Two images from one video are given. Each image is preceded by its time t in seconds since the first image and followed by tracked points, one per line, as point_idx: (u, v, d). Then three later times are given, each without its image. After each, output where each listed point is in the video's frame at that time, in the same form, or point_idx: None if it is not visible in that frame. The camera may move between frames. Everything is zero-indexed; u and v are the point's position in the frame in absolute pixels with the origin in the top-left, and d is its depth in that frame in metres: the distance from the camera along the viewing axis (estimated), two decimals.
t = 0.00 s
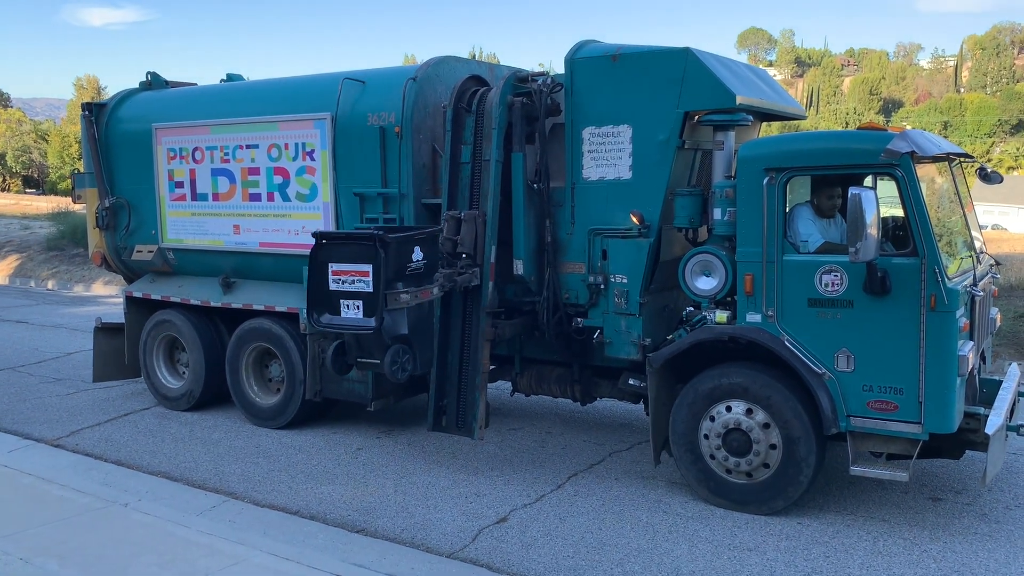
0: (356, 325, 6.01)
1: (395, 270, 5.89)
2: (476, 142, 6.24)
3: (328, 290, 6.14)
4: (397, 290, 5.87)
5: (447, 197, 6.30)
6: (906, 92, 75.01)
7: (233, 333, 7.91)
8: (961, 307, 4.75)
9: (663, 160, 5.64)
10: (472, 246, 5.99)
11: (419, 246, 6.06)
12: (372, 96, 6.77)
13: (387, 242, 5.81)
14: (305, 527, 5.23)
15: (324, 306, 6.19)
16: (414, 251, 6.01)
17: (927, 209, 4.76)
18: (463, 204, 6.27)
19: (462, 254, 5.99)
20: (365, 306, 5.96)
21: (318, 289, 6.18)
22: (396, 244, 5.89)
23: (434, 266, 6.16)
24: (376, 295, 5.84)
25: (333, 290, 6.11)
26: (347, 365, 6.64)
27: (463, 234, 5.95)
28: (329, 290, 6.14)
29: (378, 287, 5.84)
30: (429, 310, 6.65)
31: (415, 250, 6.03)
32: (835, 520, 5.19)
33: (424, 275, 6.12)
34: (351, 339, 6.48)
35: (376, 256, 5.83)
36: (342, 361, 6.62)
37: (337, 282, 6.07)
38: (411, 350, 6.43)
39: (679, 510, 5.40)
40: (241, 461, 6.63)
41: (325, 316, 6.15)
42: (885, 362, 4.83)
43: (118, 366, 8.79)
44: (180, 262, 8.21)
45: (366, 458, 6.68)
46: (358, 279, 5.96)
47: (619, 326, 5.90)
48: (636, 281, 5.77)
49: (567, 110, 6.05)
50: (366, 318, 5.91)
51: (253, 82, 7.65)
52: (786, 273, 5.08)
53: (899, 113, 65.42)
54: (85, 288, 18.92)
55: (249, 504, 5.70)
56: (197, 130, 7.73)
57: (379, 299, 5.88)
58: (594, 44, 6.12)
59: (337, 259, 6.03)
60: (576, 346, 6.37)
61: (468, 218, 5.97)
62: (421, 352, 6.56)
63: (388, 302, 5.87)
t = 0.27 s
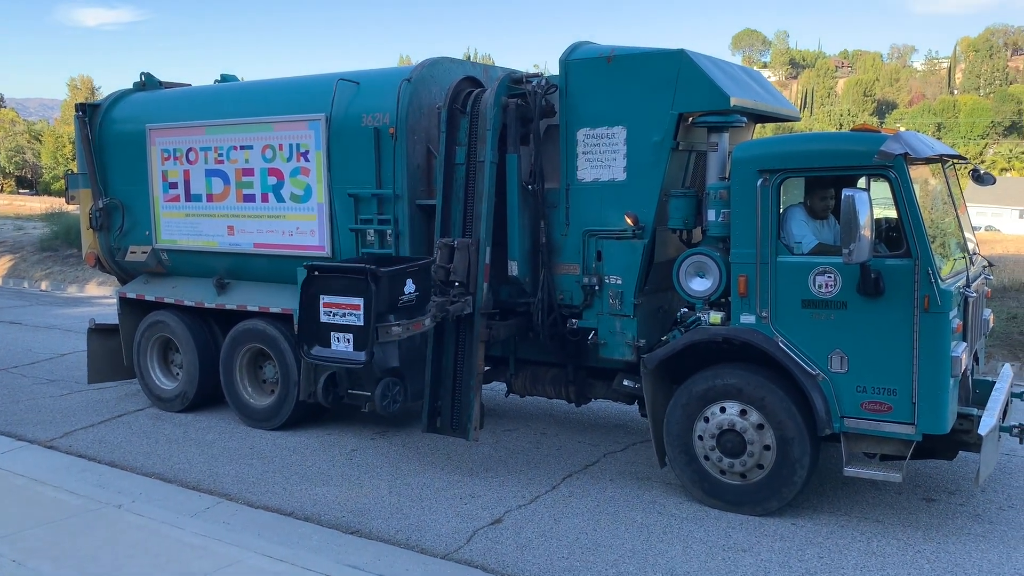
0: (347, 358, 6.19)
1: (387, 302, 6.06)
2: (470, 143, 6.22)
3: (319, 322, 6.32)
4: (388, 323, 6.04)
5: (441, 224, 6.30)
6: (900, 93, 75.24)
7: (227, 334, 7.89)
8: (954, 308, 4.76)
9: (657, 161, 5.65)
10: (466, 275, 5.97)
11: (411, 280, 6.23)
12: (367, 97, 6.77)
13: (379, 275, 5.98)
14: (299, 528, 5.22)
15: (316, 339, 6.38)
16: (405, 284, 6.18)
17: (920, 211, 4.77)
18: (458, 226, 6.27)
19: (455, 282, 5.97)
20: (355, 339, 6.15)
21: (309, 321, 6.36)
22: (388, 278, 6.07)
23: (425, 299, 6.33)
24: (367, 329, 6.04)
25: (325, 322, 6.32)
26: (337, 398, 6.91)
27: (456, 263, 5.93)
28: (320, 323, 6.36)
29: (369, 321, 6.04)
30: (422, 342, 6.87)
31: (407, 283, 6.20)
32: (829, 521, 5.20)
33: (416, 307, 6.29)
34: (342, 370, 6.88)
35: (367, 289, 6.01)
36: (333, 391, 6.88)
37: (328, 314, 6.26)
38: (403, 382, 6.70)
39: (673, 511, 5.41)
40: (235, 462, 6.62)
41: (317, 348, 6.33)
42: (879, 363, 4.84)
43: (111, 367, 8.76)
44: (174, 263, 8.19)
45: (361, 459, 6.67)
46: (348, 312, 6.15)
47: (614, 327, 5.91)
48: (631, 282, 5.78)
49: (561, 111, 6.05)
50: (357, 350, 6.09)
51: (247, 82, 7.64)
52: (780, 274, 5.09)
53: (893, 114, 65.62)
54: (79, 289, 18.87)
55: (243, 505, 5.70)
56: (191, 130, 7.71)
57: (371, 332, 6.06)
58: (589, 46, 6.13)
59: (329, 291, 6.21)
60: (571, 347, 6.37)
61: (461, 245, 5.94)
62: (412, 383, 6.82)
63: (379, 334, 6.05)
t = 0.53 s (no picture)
0: (333, 394, 5.72)
1: (376, 338, 5.71)
2: (464, 145, 6.23)
3: (305, 355, 5.89)
4: (378, 356, 5.67)
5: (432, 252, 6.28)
6: (891, 96, 75.55)
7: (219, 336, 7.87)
8: (946, 309, 4.79)
9: (650, 163, 5.65)
10: (456, 303, 6.00)
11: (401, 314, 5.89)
12: (360, 98, 6.76)
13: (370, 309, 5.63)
14: (291, 531, 5.21)
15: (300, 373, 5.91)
16: (396, 316, 5.82)
17: (912, 213, 4.79)
18: (447, 243, 6.24)
19: (445, 310, 6.00)
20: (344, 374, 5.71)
21: (295, 353, 5.93)
22: (378, 312, 5.69)
23: (415, 331, 5.98)
24: (356, 362, 5.62)
25: (311, 356, 5.87)
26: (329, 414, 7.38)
27: (447, 290, 5.98)
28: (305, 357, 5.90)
29: (358, 355, 5.63)
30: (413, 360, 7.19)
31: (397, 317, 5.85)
32: (822, 522, 5.22)
33: (405, 340, 5.93)
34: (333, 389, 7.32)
35: (355, 323, 5.63)
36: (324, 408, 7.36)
37: (314, 347, 5.83)
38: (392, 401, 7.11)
39: (666, 513, 5.41)
40: (227, 464, 6.60)
41: (302, 382, 5.88)
42: (872, 364, 4.85)
43: (103, 369, 8.73)
44: (166, 264, 8.16)
45: (353, 460, 6.66)
46: (336, 345, 5.74)
47: (607, 329, 5.91)
48: (623, 283, 5.78)
49: (554, 113, 6.06)
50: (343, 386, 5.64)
51: (240, 83, 7.62)
52: (772, 276, 5.10)
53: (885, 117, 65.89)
54: (70, 290, 18.77)
55: (235, 507, 5.68)
56: (183, 131, 7.69)
57: (359, 366, 5.64)
58: (582, 48, 6.14)
59: (317, 324, 5.81)
60: (564, 349, 6.37)
61: (451, 274, 5.98)
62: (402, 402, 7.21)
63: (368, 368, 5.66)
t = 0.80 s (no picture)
0: (327, 428, 5.07)
1: (367, 372, 5.06)
2: (456, 146, 6.19)
3: (295, 388, 5.21)
4: (368, 390, 5.05)
5: (424, 271, 6.26)
6: (884, 98, 75.85)
7: (211, 337, 7.85)
8: (938, 311, 4.80)
9: (642, 165, 5.66)
10: (447, 333, 5.94)
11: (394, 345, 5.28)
12: (353, 99, 6.74)
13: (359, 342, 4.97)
14: (284, 533, 5.19)
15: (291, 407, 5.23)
16: (387, 348, 5.20)
17: (904, 215, 4.80)
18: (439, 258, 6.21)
19: (437, 340, 5.94)
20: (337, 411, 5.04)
21: (283, 386, 5.24)
22: (369, 345, 5.06)
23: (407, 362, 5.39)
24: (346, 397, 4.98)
25: (302, 387, 5.19)
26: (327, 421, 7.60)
27: (438, 320, 5.92)
28: (295, 390, 5.21)
29: (348, 390, 4.98)
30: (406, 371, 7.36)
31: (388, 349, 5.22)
32: (814, 523, 5.22)
33: (399, 371, 5.34)
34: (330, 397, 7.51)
35: (346, 356, 4.99)
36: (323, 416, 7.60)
37: (307, 380, 5.16)
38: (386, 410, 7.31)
39: (659, 515, 5.41)
40: (219, 466, 6.57)
41: (291, 418, 5.21)
42: (864, 365, 4.86)
43: (94, 371, 8.69)
44: (158, 266, 8.13)
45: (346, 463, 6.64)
46: (327, 378, 5.08)
47: (600, 330, 5.91)
48: (616, 285, 5.78)
49: (547, 113, 6.06)
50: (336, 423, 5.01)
51: (232, 84, 7.60)
52: (764, 276, 5.11)
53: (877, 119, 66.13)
54: (62, 292, 18.70)
55: (227, 509, 5.66)
56: (175, 132, 7.66)
57: (349, 401, 5.01)
58: (575, 49, 6.15)
59: (307, 355, 5.14)
60: (557, 351, 6.38)
61: (442, 304, 5.93)
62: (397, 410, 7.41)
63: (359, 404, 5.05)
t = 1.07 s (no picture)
0: (322, 461, 5.04)
1: (360, 407, 5.02)
2: (452, 148, 6.18)
3: (291, 421, 5.17)
4: (362, 424, 5.00)
5: (419, 277, 6.25)
6: (879, 101, 76.04)
7: (206, 338, 7.83)
8: (933, 313, 4.81)
9: (638, 168, 5.67)
10: (441, 362, 5.93)
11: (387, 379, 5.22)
12: (348, 100, 6.74)
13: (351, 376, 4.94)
14: (279, 535, 5.18)
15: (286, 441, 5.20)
16: (380, 381, 5.15)
17: (900, 218, 4.80)
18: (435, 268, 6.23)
19: (430, 370, 5.94)
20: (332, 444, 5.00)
21: (278, 419, 5.21)
22: (361, 379, 5.02)
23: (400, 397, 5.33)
24: (341, 432, 4.94)
25: (297, 421, 5.15)
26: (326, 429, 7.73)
27: (431, 350, 5.95)
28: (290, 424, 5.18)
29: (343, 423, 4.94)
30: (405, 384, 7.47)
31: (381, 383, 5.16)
32: (809, 525, 5.23)
33: (393, 404, 5.28)
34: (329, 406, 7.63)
35: (340, 390, 4.95)
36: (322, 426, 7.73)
37: (301, 414, 5.12)
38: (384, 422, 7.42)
39: (654, 516, 5.41)
40: (214, 468, 6.56)
41: (288, 451, 5.17)
42: (859, 368, 4.87)
43: (89, 372, 8.66)
44: (153, 267, 8.11)
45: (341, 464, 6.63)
46: (322, 412, 5.04)
47: (595, 332, 5.91)
48: (612, 287, 5.78)
49: (543, 115, 6.05)
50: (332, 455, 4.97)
51: (228, 85, 7.59)
52: (760, 279, 5.11)
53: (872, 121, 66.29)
54: (56, 292, 18.64)
55: (222, 511, 5.64)
56: (170, 133, 7.64)
57: (344, 435, 4.96)
58: (571, 51, 6.15)
59: (300, 389, 5.11)
60: (553, 352, 6.38)
61: (435, 333, 5.95)
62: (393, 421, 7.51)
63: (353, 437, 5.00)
